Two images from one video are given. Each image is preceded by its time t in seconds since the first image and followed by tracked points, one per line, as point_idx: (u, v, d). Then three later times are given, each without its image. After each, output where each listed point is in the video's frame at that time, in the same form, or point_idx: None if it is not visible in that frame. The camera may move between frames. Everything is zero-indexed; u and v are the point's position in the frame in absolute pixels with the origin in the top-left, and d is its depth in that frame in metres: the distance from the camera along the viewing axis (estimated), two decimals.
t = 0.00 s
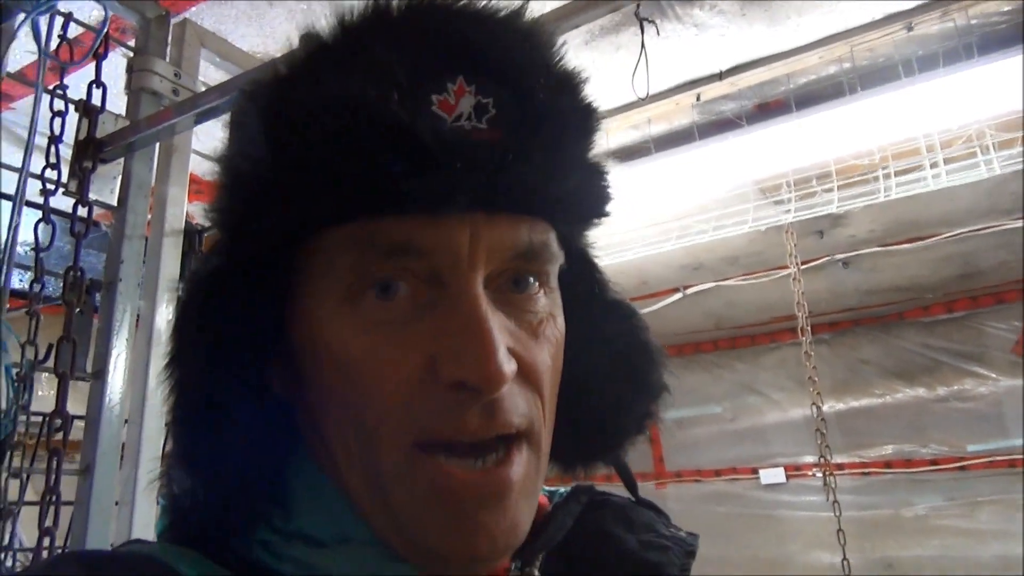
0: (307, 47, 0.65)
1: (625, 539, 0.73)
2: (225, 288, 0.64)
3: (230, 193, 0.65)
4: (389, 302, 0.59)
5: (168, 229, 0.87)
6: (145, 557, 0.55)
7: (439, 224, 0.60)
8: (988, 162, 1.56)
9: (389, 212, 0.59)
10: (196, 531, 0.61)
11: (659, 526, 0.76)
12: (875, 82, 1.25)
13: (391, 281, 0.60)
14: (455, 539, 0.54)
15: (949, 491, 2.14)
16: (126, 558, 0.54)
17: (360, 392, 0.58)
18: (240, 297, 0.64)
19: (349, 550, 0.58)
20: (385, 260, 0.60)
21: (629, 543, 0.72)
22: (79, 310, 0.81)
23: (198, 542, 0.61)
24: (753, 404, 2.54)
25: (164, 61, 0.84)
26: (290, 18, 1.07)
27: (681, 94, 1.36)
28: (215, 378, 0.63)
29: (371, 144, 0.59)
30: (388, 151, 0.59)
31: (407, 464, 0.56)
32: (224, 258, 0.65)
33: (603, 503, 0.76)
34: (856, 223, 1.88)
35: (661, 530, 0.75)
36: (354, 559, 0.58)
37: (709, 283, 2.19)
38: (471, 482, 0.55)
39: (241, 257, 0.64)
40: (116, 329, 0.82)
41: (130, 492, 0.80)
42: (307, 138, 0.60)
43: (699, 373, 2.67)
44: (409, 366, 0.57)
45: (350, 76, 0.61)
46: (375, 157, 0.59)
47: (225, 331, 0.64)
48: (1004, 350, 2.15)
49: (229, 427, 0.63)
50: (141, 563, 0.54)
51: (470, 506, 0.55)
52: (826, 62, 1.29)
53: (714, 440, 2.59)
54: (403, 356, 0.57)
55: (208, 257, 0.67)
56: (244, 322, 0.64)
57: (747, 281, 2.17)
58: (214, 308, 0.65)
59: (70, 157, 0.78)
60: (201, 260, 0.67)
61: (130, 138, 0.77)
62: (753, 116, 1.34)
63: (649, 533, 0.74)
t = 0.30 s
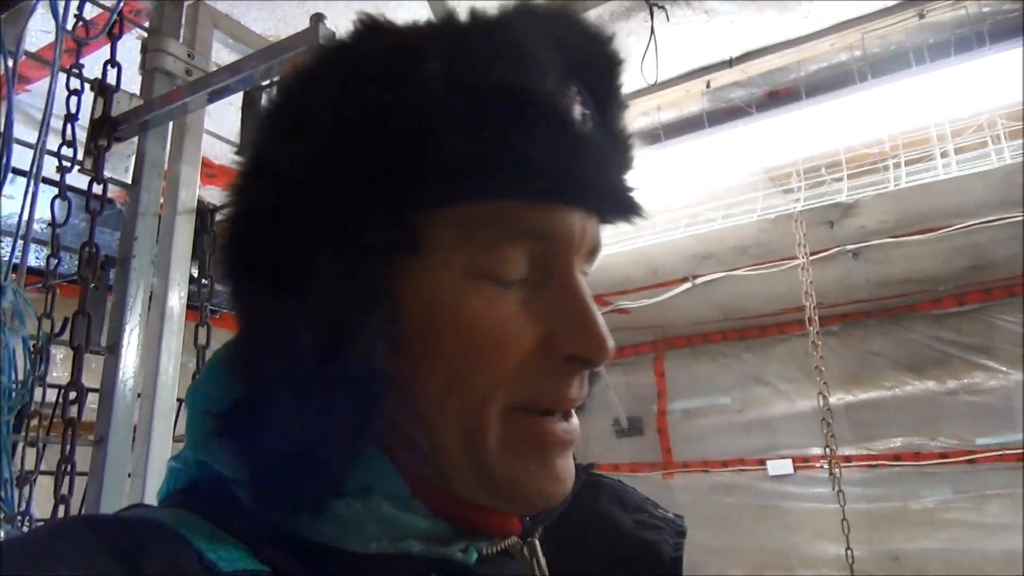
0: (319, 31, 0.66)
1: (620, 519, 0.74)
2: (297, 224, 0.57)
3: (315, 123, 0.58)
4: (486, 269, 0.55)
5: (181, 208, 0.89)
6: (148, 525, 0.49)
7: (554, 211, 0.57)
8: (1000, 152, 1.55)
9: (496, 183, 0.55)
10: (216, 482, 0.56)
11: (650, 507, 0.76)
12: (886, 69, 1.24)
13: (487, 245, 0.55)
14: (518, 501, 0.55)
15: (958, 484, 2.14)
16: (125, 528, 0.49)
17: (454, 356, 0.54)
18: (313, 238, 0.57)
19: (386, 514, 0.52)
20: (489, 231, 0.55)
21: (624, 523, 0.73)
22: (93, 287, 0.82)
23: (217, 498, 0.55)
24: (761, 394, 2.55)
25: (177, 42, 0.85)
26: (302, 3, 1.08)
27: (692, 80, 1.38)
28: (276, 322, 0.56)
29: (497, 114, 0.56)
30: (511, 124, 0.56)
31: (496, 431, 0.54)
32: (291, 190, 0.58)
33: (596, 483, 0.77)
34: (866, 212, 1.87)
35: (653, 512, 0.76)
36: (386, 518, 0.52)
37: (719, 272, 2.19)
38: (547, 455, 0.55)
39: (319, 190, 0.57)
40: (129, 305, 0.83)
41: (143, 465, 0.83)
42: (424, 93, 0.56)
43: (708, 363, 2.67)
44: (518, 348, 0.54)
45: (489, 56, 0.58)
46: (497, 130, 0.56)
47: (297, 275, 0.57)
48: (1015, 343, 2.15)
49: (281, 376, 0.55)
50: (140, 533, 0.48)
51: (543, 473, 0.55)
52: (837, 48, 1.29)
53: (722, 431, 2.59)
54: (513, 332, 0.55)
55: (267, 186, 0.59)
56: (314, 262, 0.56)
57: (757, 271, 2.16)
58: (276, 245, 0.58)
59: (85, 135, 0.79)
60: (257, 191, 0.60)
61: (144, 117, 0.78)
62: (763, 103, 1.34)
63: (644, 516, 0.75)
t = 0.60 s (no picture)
0: (322, 33, 0.66)
1: (623, 533, 0.74)
2: (356, 212, 0.55)
3: (374, 108, 0.56)
4: (537, 276, 0.57)
5: (191, 211, 0.90)
6: (146, 516, 0.51)
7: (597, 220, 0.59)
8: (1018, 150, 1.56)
9: (552, 186, 0.56)
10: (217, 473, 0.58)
11: (652, 521, 0.77)
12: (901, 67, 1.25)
13: (538, 250, 0.57)
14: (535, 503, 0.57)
15: (979, 488, 2.11)
16: (123, 517, 0.50)
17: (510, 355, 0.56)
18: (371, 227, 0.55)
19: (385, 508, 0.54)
20: (540, 241, 0.57)
21: (627, 538, 0.73)
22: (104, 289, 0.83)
23: (218, 488, 0.57)
24: (779, 398, 2.53)
25: (187, 47, 0.86)
26: (313, 7, 1.09)
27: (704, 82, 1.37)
28: (329, 312, 0.54)
29: (556, 117, 0.56)
30: (571, 127, 0.57)
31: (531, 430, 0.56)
32: (348, 175, 0.55)
33: (598, 495, 0.77)
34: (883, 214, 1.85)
35: (654, 526, 0.76)
36: (391, 513, 0.54)
37: (734, 275, 2.18)
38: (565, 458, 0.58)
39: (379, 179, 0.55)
40: (139, 306, 0.83)
41: (152, 465, 0.84)
42: (488, 92, 0.56)
43: (725, 367, 2.65)
44: (562, 359, 0.57)
45: (558, 63, 0.58)
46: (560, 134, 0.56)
47: (355, 263, 0.54)
48: None
49: (332, 366, 0.53)
50: (137, 524, 0.50)
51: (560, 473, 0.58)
52: (850, 49, 1.29)
53: (739, 435, 2.57)
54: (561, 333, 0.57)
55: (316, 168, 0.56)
56: (375, 253, 0.54)
57: (775, 273, 2.14)
58: (328, 232, 0.55)
59: (97, 139, 0.81)
60: (306, 173, 0.57)
61: (153, 121, 0.79)
62: (774, 104, 1.35)
63: (645, 529, 0.75)
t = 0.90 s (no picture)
0: (300, 40, 0.64)
1: (628, 536, 0.60)
2: (450, 187, 0.49)
3: (475, 90, 0.52)
4: (604, 274, 0.53)
5: (175, 220, 0.90)
6: (159, 513, 0.46)
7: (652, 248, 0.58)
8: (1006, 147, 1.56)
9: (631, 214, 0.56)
10: (230, 468, 0.52)
11: (652, 525, 0.65)
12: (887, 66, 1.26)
13: (610, 256, 0.54)
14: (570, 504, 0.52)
15: (975, 486, 2.11)
16: (135, 515, 0.45)
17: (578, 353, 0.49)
18: (465, 207, 0.49)
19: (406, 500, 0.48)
20: (608, 249, 0.54)
21: (633, 540, 0.60)
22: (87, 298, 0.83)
23: (234, 484, 0.50)
24: (774, 399, 2.53)
25: (169, 55, 0.86)
26: (298, 15, 1.09)
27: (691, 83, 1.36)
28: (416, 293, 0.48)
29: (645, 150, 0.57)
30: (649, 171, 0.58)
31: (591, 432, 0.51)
32: (435, 148, 0.49)
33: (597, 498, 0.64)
34: (874, 213, 1.86)
35: (655, 530, 0.64)
36: (424, 509, 0.48)
37: (726, 276, 2.18)
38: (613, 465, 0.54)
39: (480, 158, 0.50)
40: (123, 316, 0.83)
41: (137, 474, 0.84)
42: (570, 102, 0.54)
43: (720, 368, 2.65)
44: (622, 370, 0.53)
45: (614, 92, 0.58)
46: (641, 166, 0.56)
47: (446, 244, 0.48)
48: None
49: (424, 357, 0.48)
50: (151, 520, 0.45)
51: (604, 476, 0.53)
52: (836, 48, 1.29)
53: (735, 436, 2.57)
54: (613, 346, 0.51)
55: (400, 136, 0.50)
56: (469, 234, 0.49)
57: (766, 273, 2.14)
58: (409, 203, 0.48)
59: (79, 148, 0.80)
60: (374, 148, 0.50)
61: (137, 128, 0.78)
62: (763, 104, 1.36)
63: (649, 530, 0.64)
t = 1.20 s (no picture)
0: (211, 34, 0.60)
1: (602, 562, 0.62)
2: (540, 223, 0.56)
3: (544, 146, 0.59)
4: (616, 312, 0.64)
5: (96, 225, 0.86)
6: (170, 502, 0.45)
7: (659, 282, 0.69)
8: (966, 142, 1.62)
9: (654, 257, 0.66)
10: (231, 462, 0.51)
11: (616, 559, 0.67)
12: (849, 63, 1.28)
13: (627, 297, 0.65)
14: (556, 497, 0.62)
15: (947, 481, 2.11)
16: (150, 501, 0.45)
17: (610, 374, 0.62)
18: (551, 244, 0.56)
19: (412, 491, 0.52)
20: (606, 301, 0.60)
21: (606, 565, 0.62)
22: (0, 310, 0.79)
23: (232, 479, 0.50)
24: (747, 398, 2.52)
25: (91, 56, 0.82)
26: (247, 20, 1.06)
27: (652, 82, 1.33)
28: (509, 309, 0.54)
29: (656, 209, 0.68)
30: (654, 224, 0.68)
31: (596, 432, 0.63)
32: (474, 202, 0.54)
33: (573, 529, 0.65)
34: (841, 211, 1.85)
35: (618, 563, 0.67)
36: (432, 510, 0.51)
37: (697, 276, 2.17)
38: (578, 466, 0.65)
39: (563, 202, 0.57)
40: (37, 327, 0.78)
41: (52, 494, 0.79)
42: (582, 173, 0.60)
43: (694, 369, 2.64)
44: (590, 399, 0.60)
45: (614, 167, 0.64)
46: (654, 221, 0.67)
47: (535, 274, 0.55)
48: (999, 338, 2.13)
49: (509, 372, 0.55)
50: (164, 507, 0.44)
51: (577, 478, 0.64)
52: (796, 45, 1.29)
53: (709, 436, 2.56)
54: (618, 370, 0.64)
55: (491, 172, 0.56)
56: (554, 266, 0.56)
57: (737, 273, 2.13)
58: (443, 250, 0.54)
59: None
60: (420, 196, 0.54)
61: (53, 129, 0.72)
62: (724, 103, 1.38)
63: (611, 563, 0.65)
